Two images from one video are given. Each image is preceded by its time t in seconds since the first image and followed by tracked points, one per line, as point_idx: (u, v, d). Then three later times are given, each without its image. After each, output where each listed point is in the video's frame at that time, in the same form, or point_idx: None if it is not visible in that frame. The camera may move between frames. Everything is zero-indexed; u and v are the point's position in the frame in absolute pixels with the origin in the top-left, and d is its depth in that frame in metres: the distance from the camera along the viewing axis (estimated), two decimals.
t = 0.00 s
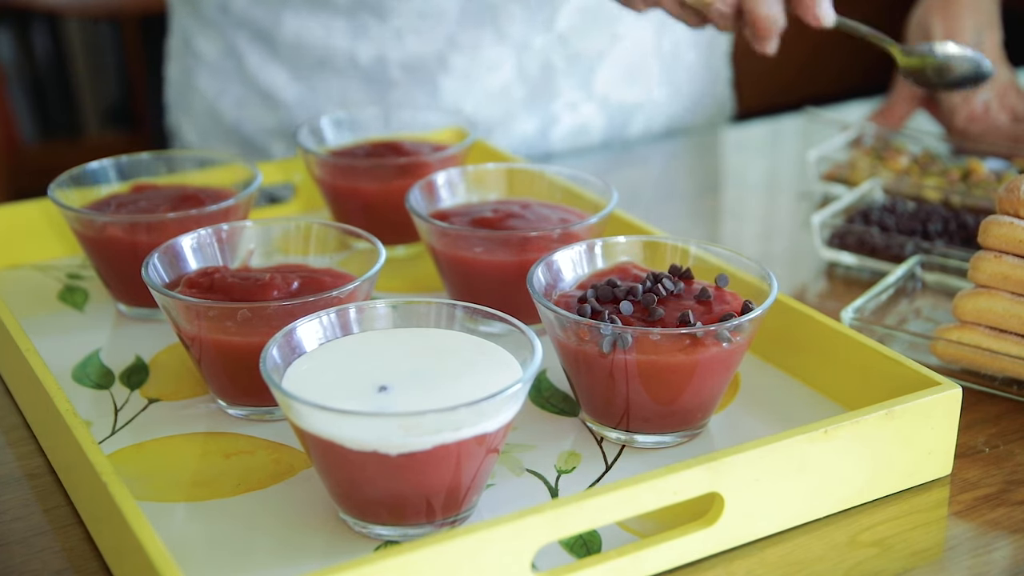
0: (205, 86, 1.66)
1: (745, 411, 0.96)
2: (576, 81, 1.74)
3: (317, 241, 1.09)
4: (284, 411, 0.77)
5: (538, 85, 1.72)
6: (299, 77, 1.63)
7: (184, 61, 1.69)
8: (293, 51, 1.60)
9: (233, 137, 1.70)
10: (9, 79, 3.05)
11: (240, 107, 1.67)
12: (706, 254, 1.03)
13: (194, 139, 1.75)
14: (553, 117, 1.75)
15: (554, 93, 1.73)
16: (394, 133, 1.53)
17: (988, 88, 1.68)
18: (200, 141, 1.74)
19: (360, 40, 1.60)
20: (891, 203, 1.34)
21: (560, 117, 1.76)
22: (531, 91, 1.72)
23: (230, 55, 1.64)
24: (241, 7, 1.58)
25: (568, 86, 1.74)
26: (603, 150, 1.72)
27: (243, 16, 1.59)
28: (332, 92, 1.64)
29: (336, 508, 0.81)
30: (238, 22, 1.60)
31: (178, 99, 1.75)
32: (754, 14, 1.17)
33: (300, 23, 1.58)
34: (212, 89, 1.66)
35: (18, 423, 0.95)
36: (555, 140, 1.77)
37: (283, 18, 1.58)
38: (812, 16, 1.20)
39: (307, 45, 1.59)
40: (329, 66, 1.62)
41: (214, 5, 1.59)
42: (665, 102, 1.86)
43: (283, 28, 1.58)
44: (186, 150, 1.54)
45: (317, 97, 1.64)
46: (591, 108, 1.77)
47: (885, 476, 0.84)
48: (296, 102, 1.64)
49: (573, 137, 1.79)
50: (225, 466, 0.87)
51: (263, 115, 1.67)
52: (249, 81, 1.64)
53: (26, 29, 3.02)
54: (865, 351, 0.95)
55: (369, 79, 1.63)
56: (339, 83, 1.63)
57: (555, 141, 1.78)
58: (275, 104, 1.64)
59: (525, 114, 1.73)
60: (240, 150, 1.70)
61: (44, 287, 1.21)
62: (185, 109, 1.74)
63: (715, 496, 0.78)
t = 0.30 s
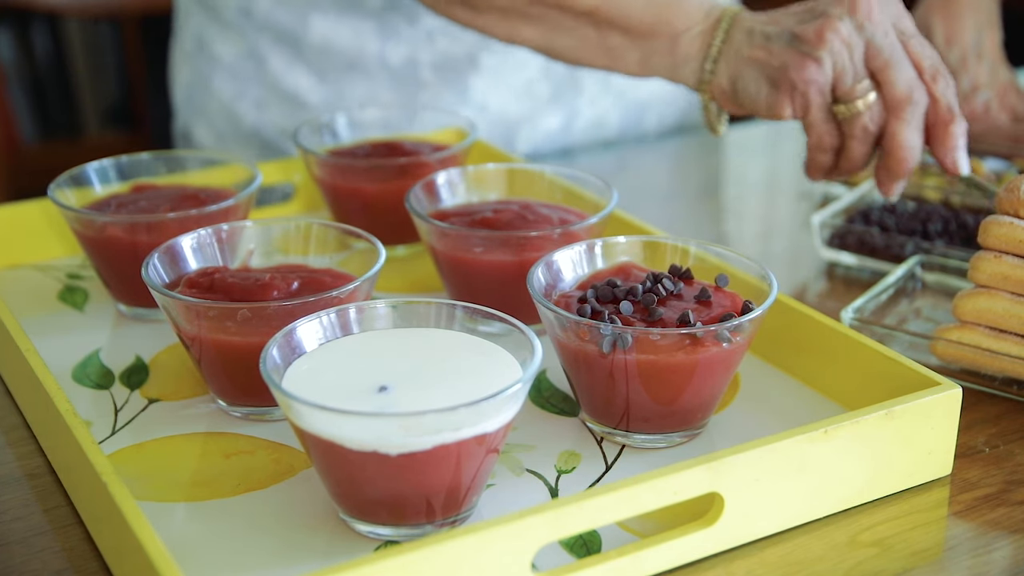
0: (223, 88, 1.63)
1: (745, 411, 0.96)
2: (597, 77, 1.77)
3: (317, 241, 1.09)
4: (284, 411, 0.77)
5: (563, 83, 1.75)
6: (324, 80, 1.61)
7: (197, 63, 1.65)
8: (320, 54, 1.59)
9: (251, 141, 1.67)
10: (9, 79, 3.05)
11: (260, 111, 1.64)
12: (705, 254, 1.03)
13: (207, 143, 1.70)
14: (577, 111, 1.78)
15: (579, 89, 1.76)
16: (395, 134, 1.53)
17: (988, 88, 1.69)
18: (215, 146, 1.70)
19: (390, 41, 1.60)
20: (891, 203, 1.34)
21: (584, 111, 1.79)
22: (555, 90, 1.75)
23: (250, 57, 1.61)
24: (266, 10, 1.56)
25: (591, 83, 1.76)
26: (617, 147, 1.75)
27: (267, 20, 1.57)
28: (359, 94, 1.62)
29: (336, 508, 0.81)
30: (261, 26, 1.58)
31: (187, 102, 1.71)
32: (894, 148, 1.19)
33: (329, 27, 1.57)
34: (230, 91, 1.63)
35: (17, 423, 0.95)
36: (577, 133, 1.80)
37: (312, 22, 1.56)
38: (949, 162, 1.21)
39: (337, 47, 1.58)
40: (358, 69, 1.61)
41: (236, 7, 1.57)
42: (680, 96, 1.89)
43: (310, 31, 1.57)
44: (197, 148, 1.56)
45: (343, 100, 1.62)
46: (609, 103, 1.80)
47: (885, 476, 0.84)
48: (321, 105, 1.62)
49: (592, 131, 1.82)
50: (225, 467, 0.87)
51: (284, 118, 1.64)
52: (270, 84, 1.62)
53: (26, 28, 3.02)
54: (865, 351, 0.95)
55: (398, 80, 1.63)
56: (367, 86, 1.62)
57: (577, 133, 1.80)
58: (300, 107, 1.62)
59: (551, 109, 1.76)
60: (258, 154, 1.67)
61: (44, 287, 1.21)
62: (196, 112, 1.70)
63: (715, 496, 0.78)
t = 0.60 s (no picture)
0: (233, 91, 1.62)
1: (745, 411, 0.96)
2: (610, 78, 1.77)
3: (317, 241, 1.09)
4: (284, 411, 0.77)
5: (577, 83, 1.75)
6: (339, 84, 1.62)
7: (205, 68, 1.64)
8: (336, 56, 1.59)
9: (260, 144, 1.66)
10: (9, 79, 3.04)
11: (272, 115, 1.63)
12: (705, 253, 1.03)
13: (214, 144, 1.70)
14: (591, 111, 1.78)
15: (593, 90, 1.76)
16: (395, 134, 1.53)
17: (989, 88, 1.68)
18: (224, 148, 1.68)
19: (406, 44, 1.61)
20: (891, 203, 1.34)
21: (596, 112, 1.79)
22: (569, 90, 1.75)
23: (261, 60, 1.61)
24: (280, 14, 1.56)
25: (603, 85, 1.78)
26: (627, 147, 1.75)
27: (281, 24, 1.57)
28: (375, 96, 1.63)
29: (336, 508, 0.81)
30: (273, 30, 1.58)
31: (195, 104, 1.70)
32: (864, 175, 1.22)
33: (344, 29, 1.57)
34: (240, 94, 1.62)
35: (17, 423, 0.95)
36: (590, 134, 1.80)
37: (327, 24, 1.56)
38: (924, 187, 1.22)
39: (353, 50, 1.59)
40: (373, 72, 1.62)
41: (248, 9, 1.57)
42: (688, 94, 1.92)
43: (326, 35, 1.57)
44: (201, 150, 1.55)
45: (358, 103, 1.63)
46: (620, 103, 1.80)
47: (885, 476, 0.84)
48: (335, 107, 1.62)
49: (604, 131, 1.82)
50: (225, 467, 0.87)
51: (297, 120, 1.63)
52: (283, 87, 1.61)
53: (25, 28, 3.02)
54: (865, 351, 0.95)
55: (413, 83, 1.63)
56: (383, 88, 1.63)
57: (590, 134, 1.80)
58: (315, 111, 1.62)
59: (565, 110, 1.76)
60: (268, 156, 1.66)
61: (44, 287, 1.21)
62: (204, 115, 1.69)
63: (715, 496, 0.78)
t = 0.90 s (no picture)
0: (234, 93, 1.61)
1: (745, 411, 0.96)
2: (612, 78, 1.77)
3: (317, 241, 1.09)
4: (284, 411, 0.77)
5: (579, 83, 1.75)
6: (341, 85, 1.62)
7: (209, 70, 1.64)
8: (338, 57, 1.59)
9: (261, 145, 1.65)
10: (9, 79, 3.05)
11: (273, 116, 1.62)
12: (705, 254, 1.03)
13: (214, 144, 1.69)
14: (592, 112, 1.78)
15: (594, 90, 1.76)
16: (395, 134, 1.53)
17: (989, 88, 1.68)
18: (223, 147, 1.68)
19: (408, 45, 1.61)
20: (891, 203, 1.34)
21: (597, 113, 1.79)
22: (570, 91, 1.75)
23: (263, 61, 1.60)
24: (282, 16, 1.56)
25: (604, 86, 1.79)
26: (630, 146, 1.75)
27: (283, 26, 1.56)
28: (377, 97, 1.63)
29: (336, 508, 0.81)
30: (275, 32, 1.57)
31: (197, 105, 1.69)
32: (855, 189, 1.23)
33: (346, 30, 1.57)
34: (241, 95, 1.62)
35: (17, 423, 0.95)
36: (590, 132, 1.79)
37: (329, 26, 1.56)
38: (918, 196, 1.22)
39: (354, 53, 1.59)
40: (375, 73, 1.61)
41: (249, 11, 1.57)
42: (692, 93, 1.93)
43: (328, 37, 1.57)
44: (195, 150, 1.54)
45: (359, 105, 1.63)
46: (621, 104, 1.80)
47: (885, 476, 0.84)
48: (337, 108, 1.62)
49: (605, 131, 1.82)
50: (225, 467, 0.87)
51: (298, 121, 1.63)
52: (284, 88, 1.61)
53: (25, 29, 3.02)
54: (865, 351, 0.95)
55: (415, 84, 1.64)
56: (385, 90, 1.62)
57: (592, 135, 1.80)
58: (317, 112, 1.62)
59: (566, 111, 1.76)
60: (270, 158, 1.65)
61: (44, 287, 1.21)
62: (206, 116, 1.69)
63: (715, 496, 0.78)
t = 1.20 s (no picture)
0: (228, 92, 1.63)
1: (745, 411, 0.96)
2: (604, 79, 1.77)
3: (317, 241, 1.09)
4: (284, 411, 0.77)
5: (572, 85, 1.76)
6: (332, 84, 1.62)
7: (204, 67, 1.65)
8: (329, 56, 1.59)
9: (255, 144, 1.67)
10: (9, 79, 3.05)
11: (264, 114, 1.64)
12: (706, 254, 1.03)
13: (210, 143, 1.70)
14: (584, 116, 1.78)
15: (586, 92, 1.76)
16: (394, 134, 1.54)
17: (989, 88, 1.68)
18: (219, 148, 1.70)
19: (398, 46, 1.60)
20: (891, 203, 1.34)
21: (590, 116, 1.78)
22: (563, 93, 1.75)
23: (255, 61, 1.61)
24: (272, 15, 1.56)
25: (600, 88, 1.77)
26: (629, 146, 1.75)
27: (273, 24, 1.57)
28: (368, 97, 1.63)
29: (336, 509, 0.81)
30: (267, 31, 1.58)
31: (193, 104, 1.71)
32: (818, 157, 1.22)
33: (337, 30, 1.57)
34: (235, 95, 1.63)
35: (18, 423, 0.95)
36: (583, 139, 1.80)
37: (319, 25, 1.57)
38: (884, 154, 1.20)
39: (345, 51, 1.59)
40: (366, 72, 1.61)
41: (241, 10, 1.57)
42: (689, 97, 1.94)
43: (318, 35, 1.57)
44: (194, 150, 1.54)
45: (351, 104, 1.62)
46: (618, 106, 1.80)
47: (885, 476, 0.84)
48: (328, 108, 1.62)
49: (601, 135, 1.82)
50: (225, 467, 0.87)
51: (291, 121, 1.64)
52: (276, 87, 1.62)
53: (25, 29, 3.02)
54: (865, 351, 0.95)
55: (406, 82, 1.63)
56: (375, 90, 1.62)
57: (585, 139, 1.80)
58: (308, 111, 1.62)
59: (559, 113, 1.76)
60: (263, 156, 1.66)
61: (44, 287, 1.21)
62: (202, 116, 1.70)
63: (715, 496, 0.78)
